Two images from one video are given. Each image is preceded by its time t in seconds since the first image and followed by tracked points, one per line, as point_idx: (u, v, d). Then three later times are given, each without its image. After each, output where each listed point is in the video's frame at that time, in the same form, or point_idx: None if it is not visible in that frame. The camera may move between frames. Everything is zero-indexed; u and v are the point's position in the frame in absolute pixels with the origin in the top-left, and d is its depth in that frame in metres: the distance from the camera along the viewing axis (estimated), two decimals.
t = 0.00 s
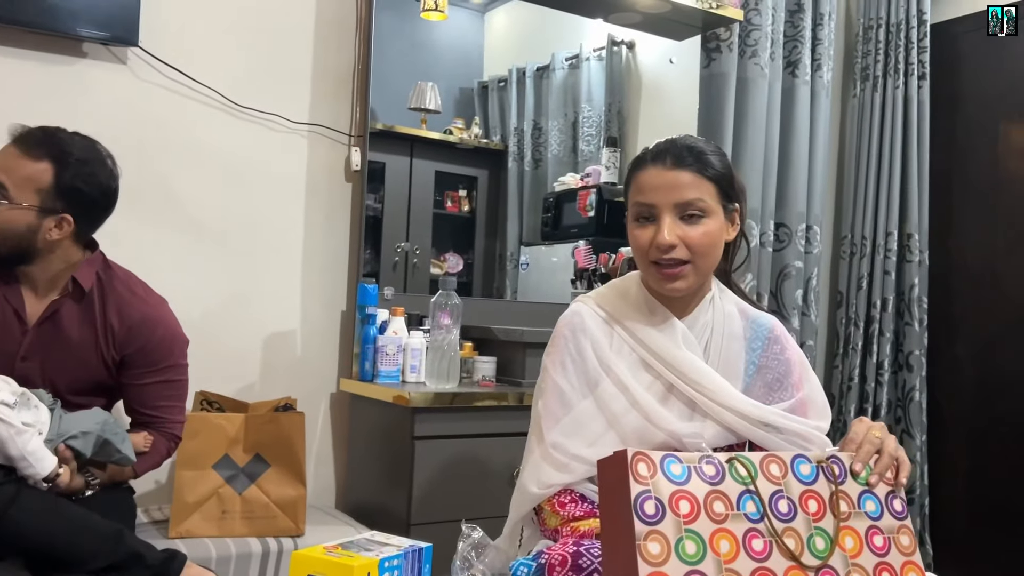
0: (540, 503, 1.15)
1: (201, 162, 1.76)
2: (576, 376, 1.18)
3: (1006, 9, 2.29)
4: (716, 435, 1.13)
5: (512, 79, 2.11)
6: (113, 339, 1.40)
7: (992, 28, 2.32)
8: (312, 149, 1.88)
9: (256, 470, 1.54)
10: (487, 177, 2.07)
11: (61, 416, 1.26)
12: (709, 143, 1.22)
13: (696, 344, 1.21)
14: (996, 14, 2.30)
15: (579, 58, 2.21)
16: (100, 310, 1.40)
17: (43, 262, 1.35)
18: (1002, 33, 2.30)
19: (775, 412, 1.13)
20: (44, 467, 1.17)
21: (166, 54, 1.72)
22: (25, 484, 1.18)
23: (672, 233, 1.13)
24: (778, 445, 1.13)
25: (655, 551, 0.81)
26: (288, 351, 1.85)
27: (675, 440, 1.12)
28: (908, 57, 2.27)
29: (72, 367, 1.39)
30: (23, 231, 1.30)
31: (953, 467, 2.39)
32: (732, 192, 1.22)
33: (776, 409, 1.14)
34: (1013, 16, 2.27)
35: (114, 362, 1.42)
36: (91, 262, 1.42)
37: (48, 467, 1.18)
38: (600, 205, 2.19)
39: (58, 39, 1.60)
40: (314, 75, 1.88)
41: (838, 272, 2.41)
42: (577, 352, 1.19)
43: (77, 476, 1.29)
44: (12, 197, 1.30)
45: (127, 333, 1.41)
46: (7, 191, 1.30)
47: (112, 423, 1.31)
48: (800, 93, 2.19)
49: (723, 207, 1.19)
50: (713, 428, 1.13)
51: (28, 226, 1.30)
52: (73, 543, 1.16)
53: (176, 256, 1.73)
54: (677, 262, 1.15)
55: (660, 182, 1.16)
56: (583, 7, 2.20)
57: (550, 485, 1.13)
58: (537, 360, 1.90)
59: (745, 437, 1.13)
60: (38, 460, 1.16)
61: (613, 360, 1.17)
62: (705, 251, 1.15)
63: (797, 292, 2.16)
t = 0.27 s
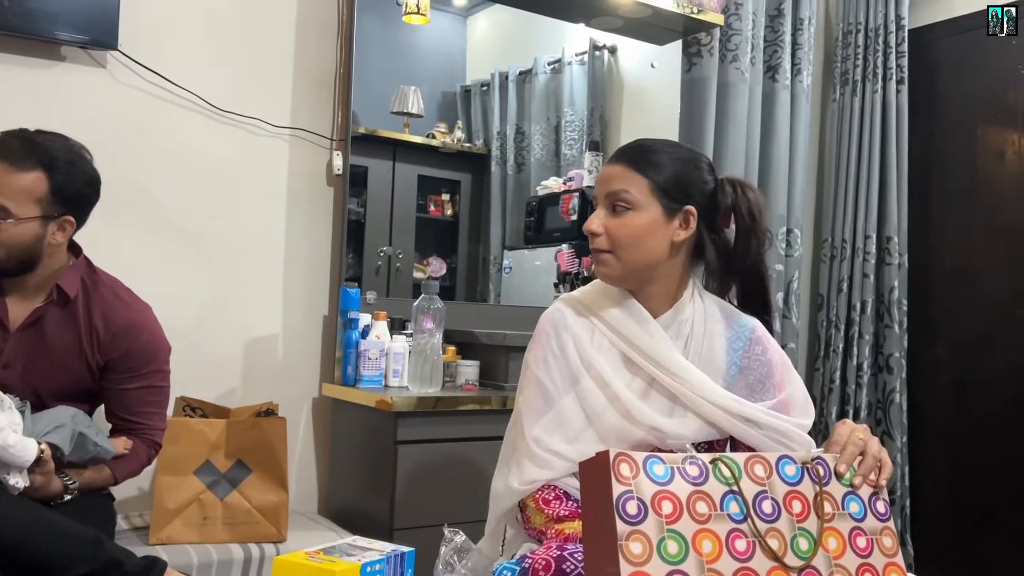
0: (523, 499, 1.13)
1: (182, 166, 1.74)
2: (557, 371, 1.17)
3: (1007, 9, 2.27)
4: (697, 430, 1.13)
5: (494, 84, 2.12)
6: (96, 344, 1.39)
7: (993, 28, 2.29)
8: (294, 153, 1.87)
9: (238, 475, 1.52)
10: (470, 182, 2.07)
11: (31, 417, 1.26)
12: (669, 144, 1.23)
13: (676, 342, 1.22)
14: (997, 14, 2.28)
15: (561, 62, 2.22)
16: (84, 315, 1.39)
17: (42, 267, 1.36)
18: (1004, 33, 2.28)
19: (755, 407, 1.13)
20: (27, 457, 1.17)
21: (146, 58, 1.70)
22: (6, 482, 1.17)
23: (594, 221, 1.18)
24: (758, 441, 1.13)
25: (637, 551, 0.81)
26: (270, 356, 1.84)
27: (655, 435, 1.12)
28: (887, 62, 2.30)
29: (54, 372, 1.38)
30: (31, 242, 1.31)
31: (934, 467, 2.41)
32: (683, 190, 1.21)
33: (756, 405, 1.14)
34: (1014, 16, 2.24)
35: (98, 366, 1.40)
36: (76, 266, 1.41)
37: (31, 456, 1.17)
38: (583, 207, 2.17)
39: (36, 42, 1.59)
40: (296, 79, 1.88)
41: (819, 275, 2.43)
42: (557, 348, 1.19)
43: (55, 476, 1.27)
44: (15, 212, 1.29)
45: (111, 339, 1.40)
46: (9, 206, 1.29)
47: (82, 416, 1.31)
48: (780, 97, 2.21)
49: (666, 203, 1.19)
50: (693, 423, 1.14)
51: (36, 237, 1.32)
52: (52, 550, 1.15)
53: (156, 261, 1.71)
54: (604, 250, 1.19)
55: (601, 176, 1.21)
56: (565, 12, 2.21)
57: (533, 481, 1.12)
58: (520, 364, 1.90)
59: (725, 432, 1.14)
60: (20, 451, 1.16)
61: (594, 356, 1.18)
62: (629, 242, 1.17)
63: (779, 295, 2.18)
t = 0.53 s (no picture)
0: (506, 498, 1.14)
1: (165, 171, 1.73)
2: (530, 377, 1.19)
3: (1005, 10, 2.25)
4: (668, 429, 1.13)
5: (479, 88, 2.13)
6: (84, 349, 1.38)
7: (990, 28, 2.28)
8: (279, 158, 1.86)
9: (223, 482, 1.51)
10: (455, 186, 2.07)
11: (18, 427, 1.26)
12: (621, 148, 1.22)
13: (645, 345, 1.21)
14: (994, 15, 2.26)
15: (546, 67, 2.22)
16: (71, 320, 1.38)
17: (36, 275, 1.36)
18: (1005, 32, 2.27)
19: (726, 405, 1.13)
20: (9, 471, 1.17)
21: (130, 63, 1.69)
22: None
23: (547, 233, 1.19)
24: (733, 439, 1.13)
25: (623, 553, 0.81)
26: (255, 361, 1.83)
27: (628, 434, 1.12)
28: (868, 66, 2.32)
29: (42, 379, 1.37)
30: (29, 251, 1.31)
31: (918, 469, 2.43)
32: (633, 196, 1.19)
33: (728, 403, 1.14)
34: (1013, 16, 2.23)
35: (85, 371, 1.39)
36: (62, 273, 1.41)
37: (13, 470, 1.17)
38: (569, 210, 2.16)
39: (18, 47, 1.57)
40: (280, 84, 1.87)
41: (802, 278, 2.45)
42: (530, 354, 1.20)
43: (40, 485, 1.27)
44: (10, 225, 1.29)
45: (99, 343, 1.39)
46: (2, 220, 1.28)
47: (69, 426, 1.31)
48: (763, 102, 2.22)
49: (613, 210, 1.18)
50: (664, 422, 1.13)
51: (33, 245, 1.32)
52: (35, 560, 1.14)
53: (140, 267, 1.70)
54: (559, 260, 1.20)
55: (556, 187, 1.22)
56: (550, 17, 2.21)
57: (509, 482, 1.12)
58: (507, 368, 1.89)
59: (699, 432, 1.14)
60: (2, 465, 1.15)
61: (566, 360, 1.18)
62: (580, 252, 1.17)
63: (762, 298, 2.19)
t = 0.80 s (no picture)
0: (494, 503, 1.14)
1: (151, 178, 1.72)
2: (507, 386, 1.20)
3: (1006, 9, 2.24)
4: (646, 431, 1.13)
5: (466, 93, 2.13)
6: (69, 357, 1.37)
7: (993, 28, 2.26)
8: (265, 164, 1.86)
9: (211, 490, 1.50)
10: (442, 191, 2.08)
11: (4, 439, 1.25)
12: (579, 160, 1.21)
13: (619, 349, 1.21)
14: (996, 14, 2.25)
15: (532, 72, 2.24)
16: (56, 328, 1.37)
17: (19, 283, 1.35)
18: (1005, 32, 2.25)
19: (702, 405, 1.13)
20: None
21: (115, 69, 1.68)
22: None
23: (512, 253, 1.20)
24: (710, 439, 1.13)
25: (611, 560, 0.81)
26: (242, 368, 1.82)
27: (606, 438, 1.12)
28: (853, 71, 2.34)
29: (26, 388, 1.36)
30: (12, 259, 1.31)
31: (905, 470, 2.44)
32: (592, 209, 1.19)
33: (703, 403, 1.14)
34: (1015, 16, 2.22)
35: (70, 379, 1.38)
36: (45, 280, 1.40)
37: None
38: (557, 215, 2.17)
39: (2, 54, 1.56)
40: (266, 90, 1.86)
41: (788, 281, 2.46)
42: (507, 362, 1.21)
43: (25, 496, 1.26)
44: None
45: (84, 350, 1.38)
46: None
47: (57, 438, 1.30)
48: (749, 106, 2.24)
49: (574, 226, 1.18)
50: (642, 425, 1.13)
51: (16, 253, 1.31)
52: (21, 570, 1.12)
53: (126, 274, 1.69)
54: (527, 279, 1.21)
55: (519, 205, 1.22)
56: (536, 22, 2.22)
57: (490, 490, 1.13)
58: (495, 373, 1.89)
59: (676, 433, 1.14)
60: None
61: (542, 366, 1.19)
62: (545, 270, 1.18)
63: (749, 301, 2.20)
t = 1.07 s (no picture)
0: (481, 514, 1.13)
1: (135, 184, 1.70)
2: (492, 395, 1.19)
3: (1006, 9, 2.23)
4: (631, 440, 1.12)
5: (453, 99, 2.13)
6: (49, 365, 1.36)
7: (993, 27, 2.25)
8: (250, 170, 1.84)
9: (196, 499, 1.48)
10: (431, 196, 2.08)
11: None
12: (564, 166, 1.20)
13: (605, 356, 1.21)
14: (996, 14, 2.24)
15: (520, 77, 2.23)
16: (34, 336, 1.36)
17: None
18: (1006, 32, 2.24)
19: (688, 412, 1.13)
20: None
21: (98, 75, 1.67)
22: None
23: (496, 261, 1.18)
24: (697, 448, 1.13)
25: (598, 564, 0.80)
26: (228, 376, 1.80)
27: (591, 447, 1.11)
28: (839, 75, 2.35)
29: (6, 398, 1.34)
30: None
31: (894, 473, 2.45)
32: (578, 216, 1.18)
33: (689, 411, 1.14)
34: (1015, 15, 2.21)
35: (51, 388, 1.37)
36: (23, 287, 1.38)
37: None
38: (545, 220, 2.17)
39: None
40: (251, 95, 1.85)
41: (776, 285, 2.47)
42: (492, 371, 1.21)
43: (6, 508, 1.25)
44: None
45: (64, 359, 1.36)
46: None
47: (39, 450, 1.28)
48: (735, 111, 2.24)
49: (559, 234, 1.17)
50: (627, 433, 1.13)
51: None
52: None
53: (110, 281, 1.67)
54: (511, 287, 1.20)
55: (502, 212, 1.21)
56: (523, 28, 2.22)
57: (476, 501, 1.11)
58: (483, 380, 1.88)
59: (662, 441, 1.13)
60: None
61: (527, 375, 1.18)
62: (530, 278, 1.17)
63: (737, 305, 2.20)
